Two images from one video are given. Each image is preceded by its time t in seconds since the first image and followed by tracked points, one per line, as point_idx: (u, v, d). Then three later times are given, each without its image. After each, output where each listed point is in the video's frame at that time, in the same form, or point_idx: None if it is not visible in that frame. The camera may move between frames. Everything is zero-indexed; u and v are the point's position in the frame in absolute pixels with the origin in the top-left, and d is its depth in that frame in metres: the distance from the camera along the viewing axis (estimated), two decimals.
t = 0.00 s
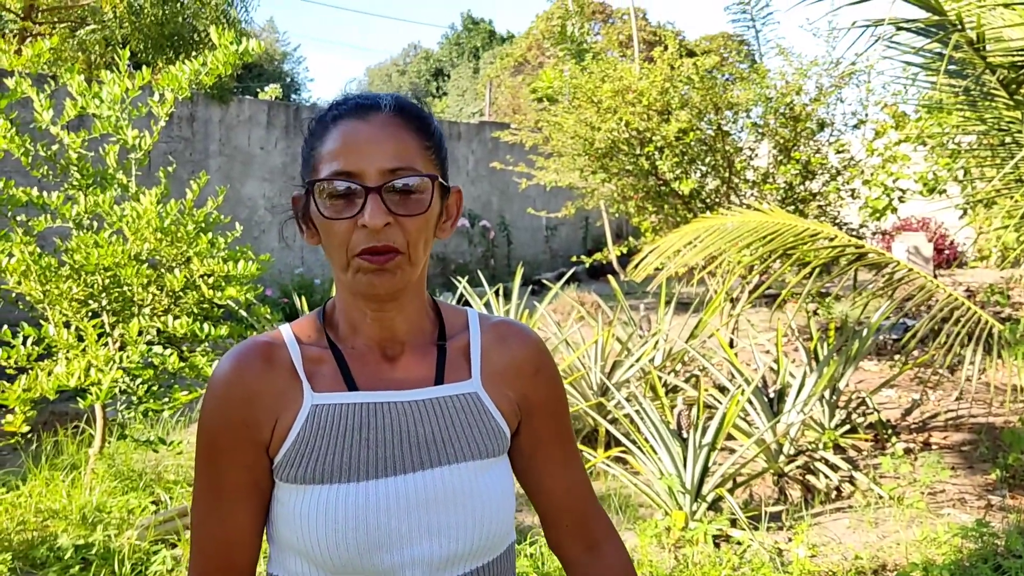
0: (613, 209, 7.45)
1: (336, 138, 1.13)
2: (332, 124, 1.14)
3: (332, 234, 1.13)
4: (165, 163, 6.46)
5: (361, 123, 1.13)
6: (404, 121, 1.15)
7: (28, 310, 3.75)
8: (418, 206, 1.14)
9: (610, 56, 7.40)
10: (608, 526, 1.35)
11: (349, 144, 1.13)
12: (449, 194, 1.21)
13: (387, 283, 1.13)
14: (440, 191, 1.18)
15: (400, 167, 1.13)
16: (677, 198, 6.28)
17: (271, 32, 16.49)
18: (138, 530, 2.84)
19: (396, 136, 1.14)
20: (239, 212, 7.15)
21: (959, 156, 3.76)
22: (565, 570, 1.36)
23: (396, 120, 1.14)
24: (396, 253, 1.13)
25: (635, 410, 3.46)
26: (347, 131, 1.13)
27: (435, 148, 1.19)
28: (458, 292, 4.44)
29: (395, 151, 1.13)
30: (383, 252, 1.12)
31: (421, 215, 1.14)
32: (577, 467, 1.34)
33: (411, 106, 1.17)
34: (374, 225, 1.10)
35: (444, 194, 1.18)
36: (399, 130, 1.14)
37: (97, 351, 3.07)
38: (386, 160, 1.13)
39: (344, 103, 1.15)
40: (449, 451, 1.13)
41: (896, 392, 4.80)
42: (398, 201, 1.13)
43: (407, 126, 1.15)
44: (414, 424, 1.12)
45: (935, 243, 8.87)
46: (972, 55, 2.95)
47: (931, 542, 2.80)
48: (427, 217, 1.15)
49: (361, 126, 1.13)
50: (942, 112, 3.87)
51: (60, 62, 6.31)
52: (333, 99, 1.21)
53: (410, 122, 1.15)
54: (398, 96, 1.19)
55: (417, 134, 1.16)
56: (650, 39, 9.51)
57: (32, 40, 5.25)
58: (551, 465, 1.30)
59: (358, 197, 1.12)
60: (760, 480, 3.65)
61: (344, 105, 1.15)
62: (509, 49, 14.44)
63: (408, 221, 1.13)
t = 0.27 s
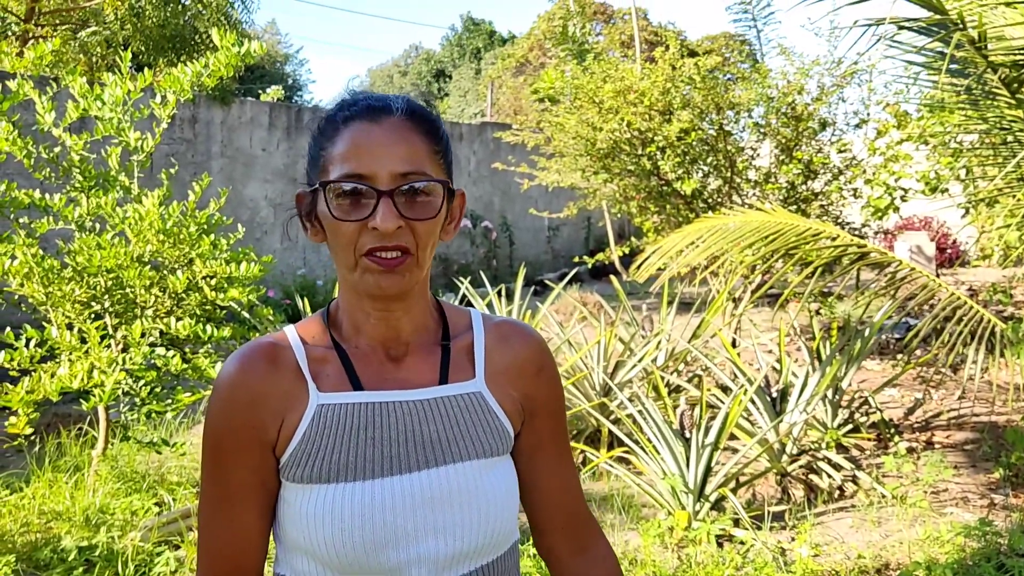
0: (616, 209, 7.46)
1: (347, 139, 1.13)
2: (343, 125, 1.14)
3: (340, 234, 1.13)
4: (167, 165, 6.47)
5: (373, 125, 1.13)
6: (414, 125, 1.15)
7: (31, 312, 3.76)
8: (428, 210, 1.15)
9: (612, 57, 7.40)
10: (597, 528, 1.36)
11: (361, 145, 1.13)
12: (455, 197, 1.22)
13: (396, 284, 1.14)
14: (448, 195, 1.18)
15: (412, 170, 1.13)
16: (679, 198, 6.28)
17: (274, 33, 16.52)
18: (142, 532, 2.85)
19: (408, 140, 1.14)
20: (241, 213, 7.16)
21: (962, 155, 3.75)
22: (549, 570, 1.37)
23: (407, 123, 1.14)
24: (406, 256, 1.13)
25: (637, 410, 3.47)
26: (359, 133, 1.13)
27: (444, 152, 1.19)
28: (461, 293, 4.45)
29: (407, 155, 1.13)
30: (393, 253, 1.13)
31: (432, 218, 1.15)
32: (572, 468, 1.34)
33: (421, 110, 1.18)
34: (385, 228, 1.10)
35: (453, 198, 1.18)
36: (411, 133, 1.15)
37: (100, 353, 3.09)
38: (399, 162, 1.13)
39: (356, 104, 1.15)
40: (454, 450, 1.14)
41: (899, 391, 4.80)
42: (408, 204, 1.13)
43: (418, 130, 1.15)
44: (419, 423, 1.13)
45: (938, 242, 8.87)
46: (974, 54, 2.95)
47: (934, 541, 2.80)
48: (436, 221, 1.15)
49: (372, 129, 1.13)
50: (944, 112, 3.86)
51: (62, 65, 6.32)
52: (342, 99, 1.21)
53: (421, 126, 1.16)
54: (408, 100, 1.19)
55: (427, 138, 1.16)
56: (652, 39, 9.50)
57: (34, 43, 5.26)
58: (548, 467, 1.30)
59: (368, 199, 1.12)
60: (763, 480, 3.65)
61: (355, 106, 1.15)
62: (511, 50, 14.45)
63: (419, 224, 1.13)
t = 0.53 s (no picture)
0: (616, 208, 7.46)
1: (383, 140, 1.12)
2: (378, 125, 1.13)
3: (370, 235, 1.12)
4: (168, 166, 6.47)
5: (410, 129, 1.14)
6: (445, 133, 1.16)
7: (31, 313, 3.76)
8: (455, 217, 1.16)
9: (612, 55, 7.40)
10: (587, 529, 1.37)
11: (393, 148, 1.12)
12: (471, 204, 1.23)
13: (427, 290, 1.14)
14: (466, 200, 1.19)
15: (446, 177, 1.14)
16: (679, 196, 6.28)
17: (274, 34, 16.54)
18: (144, 532, 2.85)
19: (440, 146, 1.15)
20: (242, 213, 7.16)
21: (962, 152, 3.75)
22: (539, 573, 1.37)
23: (441, 131, 1.16)
24: (434, 261, 1.14)
25: (638, 408, 3.47)
26: (392, 136, 1.13)
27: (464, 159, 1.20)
28: (462, 292, 4.45)
29: (441, 161, 1.14)
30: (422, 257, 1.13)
31: (457, 226, 1.16)
32: (568, 468, 1.34)
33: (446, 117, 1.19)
34: (427, 234, 1.11)
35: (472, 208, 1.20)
36: (442, 141, 1.15)
37: (102, 353, 3.09)
38: (432, 168, 1.13)
39: (384, 106, 1.15)
40: (457, 449, 1.14)
41: (900, 388, 4.80)
42: (442, 210, 1.14)
43: (450, 139, 1.17)
44: (422, 423, 1.13)
45: (938, 239, 8.88)
46: (974, 51, 2.95)
47: (936, 538, 2.80)
48: (460, 228, 1.16)
49: (412, 133, 1.13)
50: (944, 108, 3.86)
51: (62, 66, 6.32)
52: (362, 98, 1.19)
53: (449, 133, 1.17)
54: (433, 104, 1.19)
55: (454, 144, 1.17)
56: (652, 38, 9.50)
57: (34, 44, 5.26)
58: (544, 467, 1.30)
59: (402, 203, 1.12)
60: (765, 478, 3.65)
61: (388, 108, 1.15)
62: (511, 49, 14.45)
63: (447, 231, 1.14)
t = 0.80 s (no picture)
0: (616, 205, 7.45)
1: (354, 136, 1.12)
2: (349, 121, 1.13)
3: (347, 232, 1.12)
4: (167, 164, 6.46)
5: (382, 122, 1.12)
6: (422, 122, 1.14)
7: (30, 312, 3.76)
8: (434, 207, 1.15)
9: (612, 52, 7.39)
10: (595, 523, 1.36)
11: (366, 142, 1.12)
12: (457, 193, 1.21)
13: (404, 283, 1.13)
14: (451, 190, 1.18)
15: (419, 168, 1.13)
16: (680, 192, 6.27)
17: (274, 31, 16.54)
18: (143, 531, 2.84)
19: (414, 137, 1.13)
20: (241, 212, 7.15)
21: (963, 147, 3.73)
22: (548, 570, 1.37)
23: (417, 121, 1.14)
24: (413, 254, 1.13)
25: (638, 405, 3.46)
26: (364, 131, 1.12)
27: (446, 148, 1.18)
28: (461, 290, 4.44)
29: (413, 151, 1.12)
30: (401, 250, 1.12)
31: (436, 216, 1.14)
32: (570, 465, 1.33)
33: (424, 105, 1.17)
34: (396, 227, 1.10)
35: (459, 198, 1.18)
36: (417, 130, 1.14)
37: (100, 352, 3.08)
38: (404, 159, 1.12)
39: (360, 100, 1.14)
40: (454, 449, 1.13)
41: (901, 384, 4.80)
42: (416, 202, 1.13)
43: (426, 128, 1.15)
44: (419, 423, 1.12)
45: (939, 234, 8.88)
46: (973, 46, 2.95)
47: (937, 534, 2.80)
48: (440, 218, 1.15)
49: (382, 126, 1.12)
50: (945, 103, 3.85)
51: (61, 64, 6.31)
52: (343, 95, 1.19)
53: (427, 122, 1.15)
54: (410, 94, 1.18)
55: (430, 133, 1.15)
56: (652, 34, 9.48)
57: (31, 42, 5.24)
58: (545, 464, 1.29)
59: (375, 196, 1.11)
60: (765, 474, 3.65)
61: (361, 103, 1.14)
62: (511, 45, 14.42)
63: (425, 222, 1.13)
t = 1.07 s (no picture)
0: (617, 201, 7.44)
1: (327, 134, 1.12)
2: (322, 119, 1.12)
3: (330, 232, 1.12)
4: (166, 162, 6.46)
5: (353, 116, 1.12)
6: (394, 113, 1.14)
7: (30, 310, 3.75)
8: (415, 199, 1.13)
9: (613, 48, 7.37)
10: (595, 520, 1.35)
11: (341, 138, 1.11)
12: (441, 185, 1.20)
13: (391, 276, 1.12)
14: (434, 182, 1.17)
15: (394, 158, 1.12)
16: (681, 189, 6.26)
17: (275, 28, 16.51)
18: (142, 529, 2.84)
19: (389, 129, 1.13)
20: (242, 209, 7.14)
21: (964, 143, 3.71)
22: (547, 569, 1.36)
23: (389, 112, 1.13)
24: (396, 246, 1.12)
25: (639, 402, 3.45)
26: (337, 127, 1.11)
27: (424, 138, 1.17)
28: (462, 287, 4.43)
29: (386, 143, 1.12)
30: (384, 244, 1.11)
31: (417, 207, 1.13)
32: (569, 463, 1.33)
33: (397, 97, 1.16)
34: (373, 222, 1.09)
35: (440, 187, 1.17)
36: (389, 122, 1.13)
37: (100, 351, 3.07)
38: (379, 151, 1.11)
39: (332, 98, 1.14)
40: (450, 448, 1.12)
41: (903, 381, 4.79)
42: (395, 194, 1.12)
43: (398, 118, 1.14)
44: (415, 422, 1.11)
45: (941, 231, 8.86)
46: (974, 41, 2.94)
47: (937, 530, 2.79)
48: (422, 209, 1.14)
49: (352, 120, 1.11)
50: (947, 99, 3.82)
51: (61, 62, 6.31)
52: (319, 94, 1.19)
53: (401, 113, 1.14)
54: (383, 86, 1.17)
55: (404, 123, 1.14)
56: (653, 30, 9.46)
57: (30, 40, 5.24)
58: (544, 462, 1.29)
59: (353, 192, 1.11)
60: (766, 471, 3.64)
61: (332, 100, 1.14)
62: (512, 42, 14.40)
63: (406, 213, 1.12)
